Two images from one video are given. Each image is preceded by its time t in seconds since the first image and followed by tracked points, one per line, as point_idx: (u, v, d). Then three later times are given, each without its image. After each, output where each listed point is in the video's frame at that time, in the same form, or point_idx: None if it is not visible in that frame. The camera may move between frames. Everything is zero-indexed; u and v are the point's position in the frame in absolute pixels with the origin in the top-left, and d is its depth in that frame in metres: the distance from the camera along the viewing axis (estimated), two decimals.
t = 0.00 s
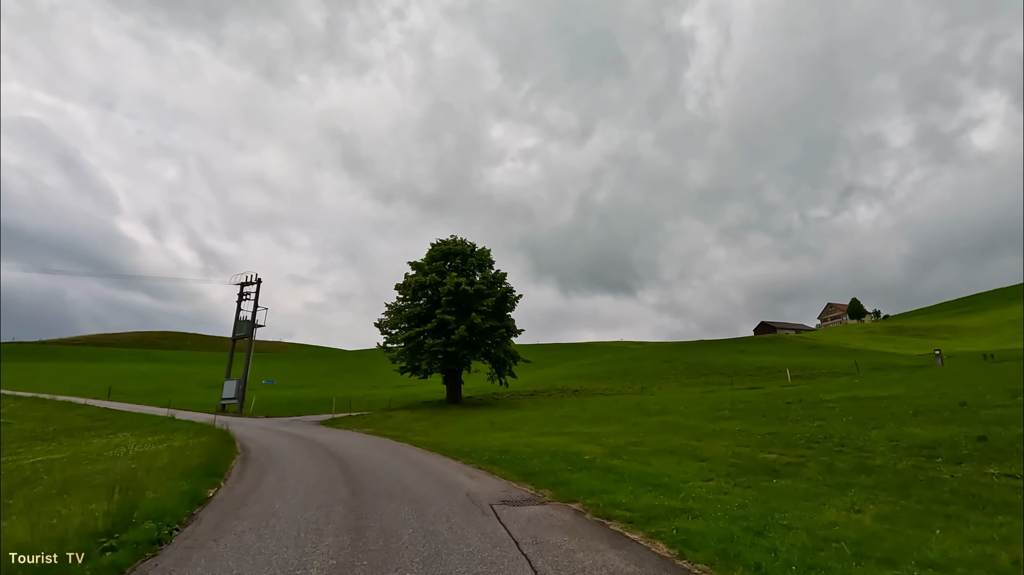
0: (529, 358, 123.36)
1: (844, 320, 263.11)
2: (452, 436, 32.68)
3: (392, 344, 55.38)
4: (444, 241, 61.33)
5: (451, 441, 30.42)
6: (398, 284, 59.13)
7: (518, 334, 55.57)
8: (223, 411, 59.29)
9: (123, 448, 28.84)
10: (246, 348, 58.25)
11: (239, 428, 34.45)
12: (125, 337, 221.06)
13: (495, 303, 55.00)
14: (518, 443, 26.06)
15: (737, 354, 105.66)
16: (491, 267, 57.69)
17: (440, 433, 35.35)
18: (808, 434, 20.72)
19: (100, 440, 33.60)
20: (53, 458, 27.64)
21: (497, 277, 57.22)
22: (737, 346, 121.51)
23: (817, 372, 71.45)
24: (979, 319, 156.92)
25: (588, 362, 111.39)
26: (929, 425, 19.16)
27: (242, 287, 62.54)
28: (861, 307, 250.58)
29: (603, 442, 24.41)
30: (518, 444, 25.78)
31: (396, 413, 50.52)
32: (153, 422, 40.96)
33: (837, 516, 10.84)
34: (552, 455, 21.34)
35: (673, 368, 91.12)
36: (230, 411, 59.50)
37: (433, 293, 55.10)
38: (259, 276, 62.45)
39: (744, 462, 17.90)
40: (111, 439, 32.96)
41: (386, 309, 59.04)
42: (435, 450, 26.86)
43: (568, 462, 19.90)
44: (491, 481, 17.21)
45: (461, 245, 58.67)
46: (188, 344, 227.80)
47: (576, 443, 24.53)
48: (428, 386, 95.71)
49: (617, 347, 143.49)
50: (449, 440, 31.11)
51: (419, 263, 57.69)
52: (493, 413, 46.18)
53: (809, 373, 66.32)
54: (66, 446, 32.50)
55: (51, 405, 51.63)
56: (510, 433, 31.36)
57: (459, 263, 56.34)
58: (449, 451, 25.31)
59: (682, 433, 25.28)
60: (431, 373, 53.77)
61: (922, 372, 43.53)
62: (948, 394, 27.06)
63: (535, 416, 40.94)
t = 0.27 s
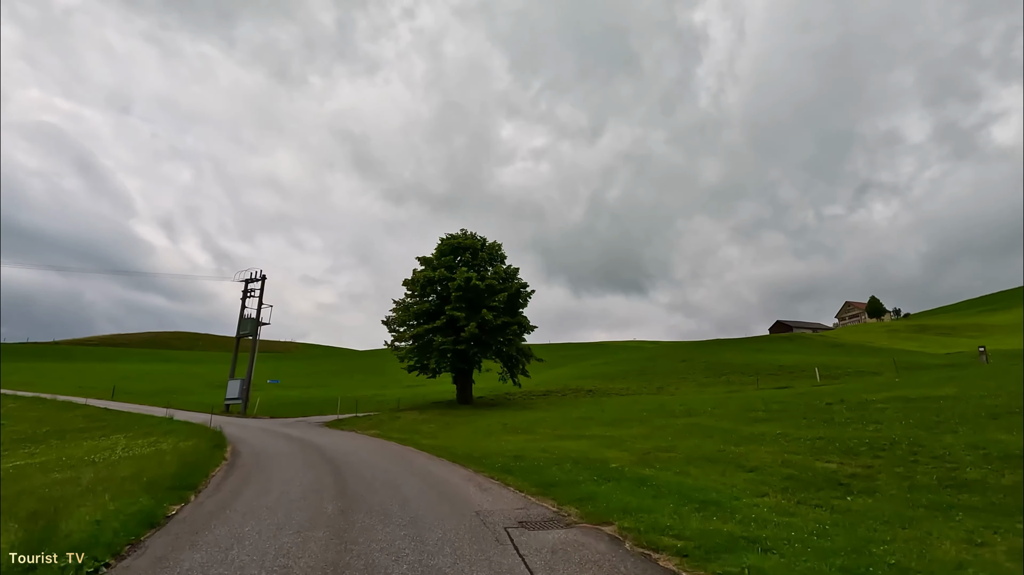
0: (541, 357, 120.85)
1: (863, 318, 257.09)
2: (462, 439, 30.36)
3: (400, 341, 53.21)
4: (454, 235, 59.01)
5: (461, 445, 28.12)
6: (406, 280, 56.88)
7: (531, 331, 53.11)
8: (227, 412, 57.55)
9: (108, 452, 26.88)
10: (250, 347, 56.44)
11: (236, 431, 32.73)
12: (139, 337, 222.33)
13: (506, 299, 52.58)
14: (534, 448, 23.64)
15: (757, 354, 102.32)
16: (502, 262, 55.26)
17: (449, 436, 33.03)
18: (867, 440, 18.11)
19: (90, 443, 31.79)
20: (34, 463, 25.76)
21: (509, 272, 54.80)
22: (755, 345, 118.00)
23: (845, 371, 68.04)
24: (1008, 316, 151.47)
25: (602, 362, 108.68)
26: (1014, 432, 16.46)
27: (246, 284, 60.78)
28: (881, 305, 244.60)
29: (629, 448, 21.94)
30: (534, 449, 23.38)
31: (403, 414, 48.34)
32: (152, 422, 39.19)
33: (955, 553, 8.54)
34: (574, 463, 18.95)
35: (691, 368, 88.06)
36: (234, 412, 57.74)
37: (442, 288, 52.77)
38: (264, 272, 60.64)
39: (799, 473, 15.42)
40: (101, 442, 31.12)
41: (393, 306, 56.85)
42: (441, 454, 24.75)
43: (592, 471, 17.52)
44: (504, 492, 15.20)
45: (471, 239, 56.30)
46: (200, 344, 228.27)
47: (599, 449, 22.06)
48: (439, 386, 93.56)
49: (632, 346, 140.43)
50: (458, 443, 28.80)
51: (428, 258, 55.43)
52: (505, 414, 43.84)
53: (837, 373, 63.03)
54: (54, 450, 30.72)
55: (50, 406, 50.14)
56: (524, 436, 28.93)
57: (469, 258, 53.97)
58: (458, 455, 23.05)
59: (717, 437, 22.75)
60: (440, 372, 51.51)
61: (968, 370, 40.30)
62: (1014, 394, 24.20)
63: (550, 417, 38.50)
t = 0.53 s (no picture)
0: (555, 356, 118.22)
1: (884, 317, 250.79)
2: (474, 443, 28.01)
3: (410, 339, 51.01)
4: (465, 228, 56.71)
5: (473, 449, 25.78)
6: (415, 275, 54.67)
7: (546, 328, 50.64)
8: (233, 412, 55.85)
9: (92, 457, 24.90)
10: (255, 346, 54.66)
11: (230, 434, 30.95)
12: (153, 337, 223.45)
13: (520, 294, 50.17)
14: (553, 454, 21.20)
15: (778, 353, 98.87)
16: (516, 256, 52.86)
17: (460, 438, 30.75)
18: (948, 448, 15.44)
19: (81, 447, 30.01)
20: (13, 468, 23.91)
21: (523, 267, 52.41)
22: (776, 344, 114.34)
23: (876, 370, 64.65)
24: None
25: (617, 361, 105.86)
26: None
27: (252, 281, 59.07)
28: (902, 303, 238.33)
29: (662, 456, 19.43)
30: (553, 455, 20.94)
31: (413, 415, 46.15)
32: (149, 423, 37.40)
33: None
34: (602, 472, 16.52)
35: (711, 367, 84.98)
36: (240, 412, 56.01)
37: (453, 284, 50.49)
38: (270, 268, 58.88)
39: (877, 491, 12.87)
40: (90, 446, 29.25)
41: (402, 302, 54.68)
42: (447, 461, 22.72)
43: (626, 482, 15.09)
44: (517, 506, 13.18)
45: (482, 233, 53.96)
46: (214, 344, 228.85)
47: (628, 455, 19.59)
48: (450, 386, 91.39)
49: (648, 346, 137.27)
50: (470, 447, 26.48)
51: (438, 252, 53.19)
52: (520, 415, 41.40)
53: (870, 372, 59.76)
54: (42, 454, 28.93)
55: (51, 406, 48.72)
56: (541, 440, 26.49)
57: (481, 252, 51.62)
58: (470, 462, 20.75)
59: (760, 441, 20.14)
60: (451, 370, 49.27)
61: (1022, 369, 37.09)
62: None
63: (568, 418, 36.03)
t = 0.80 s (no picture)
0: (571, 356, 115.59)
1: (910, 315, 243.69)
2: (488, 448, 25.56)
3: (421, 337, 48.86)
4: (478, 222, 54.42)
5: (487, 454, 23.35)
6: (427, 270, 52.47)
7: (563, 325, 48.18)
8: (240, 413, 54.10)
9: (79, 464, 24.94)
10: (263, 345, 52.88)
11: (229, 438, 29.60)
12: (170, 338, 225.04)
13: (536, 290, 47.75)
14: (579, 462, 18.67)
15: (804, 351, 95.20)
16: (531, 250, 50.46)
17: (473, 441, 28.35)
18: None
19: (70, 451, 28.22)
20: None
21: (539, 261, 49.99)
22: (801, 343, 110.44)
23: (914, 369, 61.07)
24: None
25: (636, 361, 102.94)
26: None
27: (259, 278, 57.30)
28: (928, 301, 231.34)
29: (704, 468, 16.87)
30: (578, 464, 18.56)
31: (425, 416, 43.84)
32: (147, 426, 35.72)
33: None
34: (641, 486, 14.07)
35: (735, 367, 81.76)
36: (247, 413, 54.26)
37: (466, 279, 48.19)
38: (278, 265, 57.10)
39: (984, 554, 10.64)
40: (79, 452, 27.45)
41: (413, 299, 52.49)
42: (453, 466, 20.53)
43: (671, 499, 12.66)
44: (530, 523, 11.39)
45: (497, 226, 51.62)
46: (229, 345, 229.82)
47: (666, 464, 17.02)
48: (464, 386, 89.24)
49: (666, 345, 133.97)
50: (485, 452, 24.07)
51: (450, 246, 50.96)
52: (537, 416, 39.00)
53: (908, 371, 56.28)
54: (28, 459, 27.14)
55: (53, 407, 47.24)
56: (564, 445, 23.95)
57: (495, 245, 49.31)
58: (482, 471, 18.34)
59: (816, 450, 17.58)
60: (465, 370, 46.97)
61: None
62: None
63: (590, 421, 33.49)
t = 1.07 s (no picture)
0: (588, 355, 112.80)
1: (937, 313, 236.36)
2: (507, 454, 23.11)
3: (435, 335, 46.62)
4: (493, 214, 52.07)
5: (506, 461, 20.89)
6: (439, 266, 50.19)
7: (584, 322, 45.64)
8: (249, 414, 52.33)
9: (68, 471, 24.19)
10: (272, 343, 51.10)
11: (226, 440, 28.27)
12: (187, 338, 226.48)
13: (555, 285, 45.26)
14: (613, 474, 16.11)
15: (833, 349, 91.41)
16: (549, 243, 47.99)
17: (489, 446, 25.91)
18: None
19: (60, 456, 26.37)
20: None
21: (557, 255, 47.51)
22: (827, 341, 106.41)
23: (957, 367, 57.45)
24: None
25: (655, 360, 99.87)
26: None
27: (269, 274, 55.54)
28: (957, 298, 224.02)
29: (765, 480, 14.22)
30: (612, 475, 16.09)
31: (439, 417, 41.51)
32: (146, 428, 33.98)
33: None
34: (697, 506, 11.56)
35: (761, 365, 78.46)
36: (257, 414, 52.48)
37: (481, 273, 45.84)
38: (288, 261, 55.28)
39: None
40: (68, 457, 25.59)
41: (425, 295, 50.23)
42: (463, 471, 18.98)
43: (739, 525, 10.16)
44: (558, 554, 9.30)
45: (512, 218, 49.21)
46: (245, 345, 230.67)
47: (719, 478, 14.41)
48: (479, 387, 86.97)
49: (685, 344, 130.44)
50: (504, 459, 21.61)
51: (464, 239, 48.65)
52: (558, 417, 36.53)
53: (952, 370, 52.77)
54: (14, 465, 25.33)
55: (57, 408, 45.82)
56: (592, 451, 21.40)
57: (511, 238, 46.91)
58: (501, 483, 15.85)
59: (894, 462, 15.01)
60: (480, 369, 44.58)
61: None
62: None
63: (616, 423, 30.85)
